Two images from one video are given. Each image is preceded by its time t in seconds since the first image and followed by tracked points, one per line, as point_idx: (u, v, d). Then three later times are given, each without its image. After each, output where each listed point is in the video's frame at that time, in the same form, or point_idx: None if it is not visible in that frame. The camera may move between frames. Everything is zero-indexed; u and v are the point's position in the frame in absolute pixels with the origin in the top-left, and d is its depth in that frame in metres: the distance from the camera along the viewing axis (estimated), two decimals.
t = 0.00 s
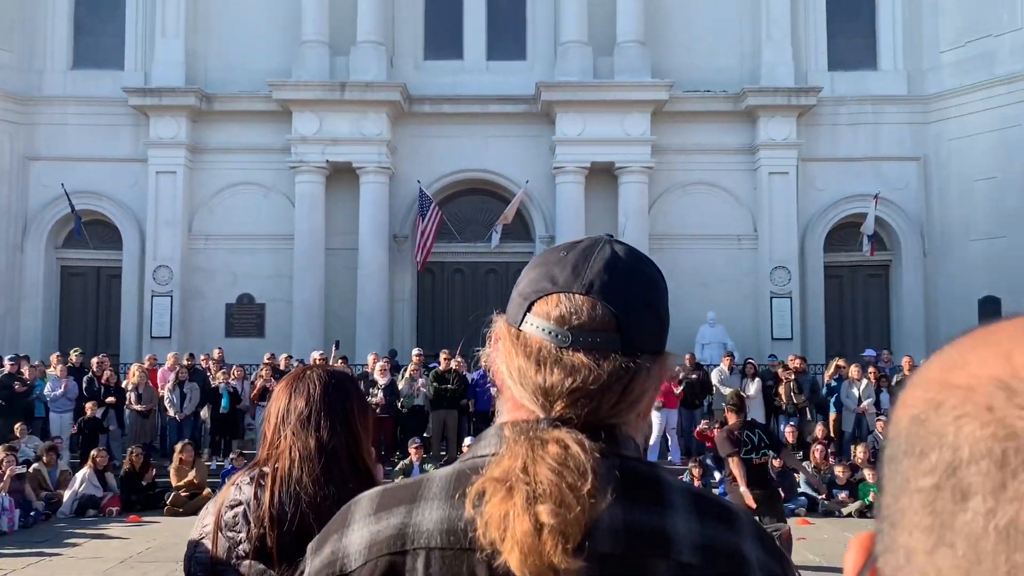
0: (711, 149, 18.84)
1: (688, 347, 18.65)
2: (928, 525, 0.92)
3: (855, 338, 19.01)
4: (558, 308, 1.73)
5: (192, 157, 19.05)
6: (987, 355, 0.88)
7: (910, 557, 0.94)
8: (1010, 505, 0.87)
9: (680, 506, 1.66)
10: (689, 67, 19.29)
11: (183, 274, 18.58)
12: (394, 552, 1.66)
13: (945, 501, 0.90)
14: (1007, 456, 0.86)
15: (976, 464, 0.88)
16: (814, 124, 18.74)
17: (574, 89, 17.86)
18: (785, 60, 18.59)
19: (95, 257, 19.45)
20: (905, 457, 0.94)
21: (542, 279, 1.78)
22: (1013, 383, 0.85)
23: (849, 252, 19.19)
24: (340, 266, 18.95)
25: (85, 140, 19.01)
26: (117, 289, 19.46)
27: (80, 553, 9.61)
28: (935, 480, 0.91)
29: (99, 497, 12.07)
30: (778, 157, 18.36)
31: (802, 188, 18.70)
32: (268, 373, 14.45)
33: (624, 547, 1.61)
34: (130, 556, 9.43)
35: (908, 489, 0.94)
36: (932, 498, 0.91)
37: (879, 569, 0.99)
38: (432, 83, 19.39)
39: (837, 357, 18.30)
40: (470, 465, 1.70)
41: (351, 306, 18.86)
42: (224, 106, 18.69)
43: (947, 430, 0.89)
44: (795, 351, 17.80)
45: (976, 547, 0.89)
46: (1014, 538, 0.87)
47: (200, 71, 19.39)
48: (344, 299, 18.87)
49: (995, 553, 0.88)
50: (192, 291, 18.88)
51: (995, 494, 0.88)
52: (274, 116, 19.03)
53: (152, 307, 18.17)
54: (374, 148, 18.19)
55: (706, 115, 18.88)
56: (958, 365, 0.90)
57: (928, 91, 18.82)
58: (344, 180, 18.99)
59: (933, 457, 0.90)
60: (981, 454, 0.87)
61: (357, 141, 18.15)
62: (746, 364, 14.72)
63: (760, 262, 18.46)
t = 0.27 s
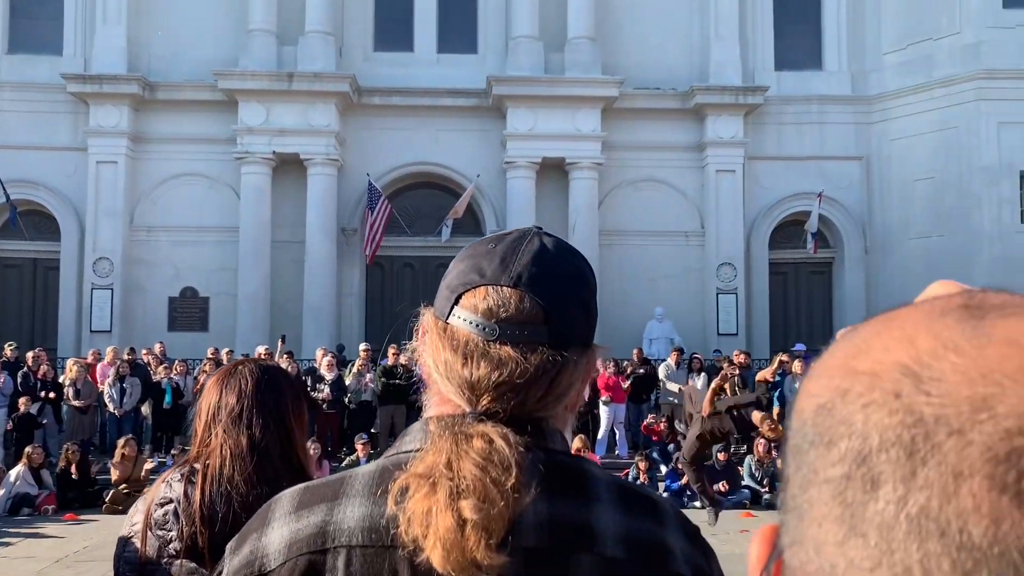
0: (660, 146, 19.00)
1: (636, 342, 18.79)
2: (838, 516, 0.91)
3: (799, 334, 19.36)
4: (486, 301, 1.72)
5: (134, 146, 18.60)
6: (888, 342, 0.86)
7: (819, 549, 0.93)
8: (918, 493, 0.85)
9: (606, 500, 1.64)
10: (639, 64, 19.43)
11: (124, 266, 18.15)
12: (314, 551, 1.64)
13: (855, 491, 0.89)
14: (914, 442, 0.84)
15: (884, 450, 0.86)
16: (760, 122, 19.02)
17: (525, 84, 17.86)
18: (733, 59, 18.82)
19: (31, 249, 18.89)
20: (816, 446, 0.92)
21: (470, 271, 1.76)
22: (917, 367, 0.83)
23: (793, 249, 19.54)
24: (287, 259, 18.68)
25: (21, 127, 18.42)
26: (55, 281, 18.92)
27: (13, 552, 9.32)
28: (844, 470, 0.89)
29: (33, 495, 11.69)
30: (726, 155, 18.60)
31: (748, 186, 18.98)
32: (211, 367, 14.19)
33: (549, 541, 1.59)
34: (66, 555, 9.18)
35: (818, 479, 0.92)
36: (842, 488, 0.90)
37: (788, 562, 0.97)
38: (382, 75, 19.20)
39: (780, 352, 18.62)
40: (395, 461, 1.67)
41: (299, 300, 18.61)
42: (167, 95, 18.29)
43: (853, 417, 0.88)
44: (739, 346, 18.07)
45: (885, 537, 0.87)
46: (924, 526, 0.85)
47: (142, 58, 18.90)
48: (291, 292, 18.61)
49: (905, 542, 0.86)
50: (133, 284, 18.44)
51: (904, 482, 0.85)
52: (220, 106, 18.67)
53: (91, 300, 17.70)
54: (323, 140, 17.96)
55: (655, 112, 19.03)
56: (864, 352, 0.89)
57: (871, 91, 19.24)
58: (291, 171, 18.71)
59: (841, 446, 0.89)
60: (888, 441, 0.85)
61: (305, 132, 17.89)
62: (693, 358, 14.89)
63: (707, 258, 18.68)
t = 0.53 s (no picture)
0: (627, 144, 19.07)
1: (603, 339, 18.87)
2: (772, 525, 0.94)
3: (764, 330, 19.56)
4: (439, 301, 1.70)
5: (95, 138, 18.28)
6: (818, 353, 0.91)
7: (754, 555, 0.96)
8: (845, 500, 0.88)
9: (559, 502, 1.63)
10: (607, 61, 19.47)
11: (85, 261, 17.84)
12: (263, 557, 1.62)
13: (788, 499, 0.92)
14: (842, 451, 0.87)
15: (813, 459, 0.90)
16: (726, 121, 19.17)
17: (492, 80, 17.83)
18: (699, 57, 18.94)
19: None
20: (754, 455, 0.96)
21: (422, 272, 1.74)
22: (844, 376, 0.88)
23: (758, 247, 19.73)
24: (252, 255, 18.48)
25: None
26: (13, 276, 18.54)
27: None
28: (775, 479, 0.93)
29: None
30: (692, 153, 18.73)
31: (715, 184, 19.13)
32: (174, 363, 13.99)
33: (502, 544, 1.57)
34: (24, 554, 9.01)
35: (754, 488, 0.96)
36: (775, 497, 0.94)
37: (729, 569, 1.00)
38: (349, 69, 19.06)
39: (744, 349, 18.79)
40: (346, 466, 1.65)
41: (264, 296, 18.43)
42: (130, 86, 18.00)
43: (786, 427, 0.92)
44: (704, 343, 18.22)
45: (815, 545, 0.90)
46: (850, 532, 0.88)
47: (103, 49, 18.58)
48: (257, 288, 18.43)
49: (834, 548, 0.89)
50: (94, 278, 18.14)
51: (833, 490, 0.89)
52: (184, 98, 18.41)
53: (50, 295, 17.38)
54: (289, 134, 17.79)
55: (622, 110, 19.09)
56: (796, 363, 0.93)
57: (834, 91, 19.48)
58: (256, 165, 18.50)
59: (775, 456, 0.93)
60: (817, 450, 0.89)
61: (271, 126, 17.70)
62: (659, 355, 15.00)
63: (673, 256, 18.81)
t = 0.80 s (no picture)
0: (606, 143, 19.12)
1: (582, 337, 18.90)
2: (716, 536, 0.93)
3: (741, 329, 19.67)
4: (412, 304, 1.71)
5: (70, 134, 18.06)
6: (760, 364, 0.91)
7: (702, 567, 0.95)
8: (785, 507, 0.86)
9: (531, 503, 1.64)
10: (586, 60, 19.51)
11: (59, 258, 17.63)
12: (233, 560, 1.61)
13: (731, 510, 0.91)
14: (782, 459, 0.86)
15: (754, 469, 0.88)
16: (705, 121, 19.27)
17: (471, 78, 17.80)
18: (678, 57, 19.02)
19: None
20: (698, 466, 0.95)
21: (396, 275, 1.75)
22: (785, 386, 0.87)
23: (736, 246, 19.85)
24: (229, 252, 18.34)
25: None
26: None
27: None
28: (719, 489, 0.92)
29: None
30: (671, 152, 18.80)
31: (693, 183, 19.22)
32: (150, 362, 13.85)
33: (475, 546, 1.57)
34: None
35: (700, 498, 0.95)
36: (719, 507, 0.92)
37: None
38: (328, 66, 18.96)
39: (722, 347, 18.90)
40: (318, 468, 1.65)
41: (241, 293, 18.29)
42: (105, 82, 17.80)
43: (729, 438, 0.91)
44: (682, 341, 18.30)
45: (757, 554, 0.88)
46: (790, 539, 0.86)
47: (78, 43, 18.35)
48: (233, 286, 18.28)
49: (774, 557, 0.87)
50: (68, 276, 17.92)
51: (774, 498, 0.87)
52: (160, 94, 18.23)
53: (23, 292, 17.15)
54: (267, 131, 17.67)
55: (602, 109, 19.14)
56: (739, 376, 0.93)
57: (812, 92, 19.62)
58: (234, 162, 18.37)
59: (717, 464, 0.92)
60: (757, 459, 0.88)
61: (249, 122, 17.57)
62: (637, 354, 15.04)
63: (651, 254, 18.88)
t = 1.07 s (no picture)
0: (583, 145, 19.17)
1: (558, 338, 18.93)
2: (666, 559, 0.89)
3: (717, 330, 19.78)
4: (388, 310, 1.70)
5: (43, 132, 17.83)
6: (705, 381, 0.89)
7: None
8: (734, 529, 0.83)
9: (505, 510, 1.63)
10: (564, 62, 19.56)
11: (31, 258, 17.39)
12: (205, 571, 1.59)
13: (680, 531, 0.87)
14: (731, 478, 0.83)
15: (704, 489, 0.85)
16: (682, 124, 19.39)
17: (449, 79, 17.76)
18: (656, 59, 19.10)
19: None
20: (646, 487, 0.91)
21: (370, 281, 1.75)
22: (730, 405, 0.85)
23: (713, 248, 19.97)
24: (204, 252, 18.17)
25: None
26: None
27: None
28: (667, 511, 0.88)
29: None
30: (648, 154, 18.88)
31: (670, 186, 19.32)
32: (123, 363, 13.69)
33: (449, 555, 1.56)
34: None
35: (648, 521, 0.91)
36: (667, 529, 0.88)
37: None
38: (305, 65, 18.86)
39: (698, 349, 18.99)
40: (291, 477, 1.64)
41: (216, 294, 18.12)
42: (79, 79, 17.60)
43: (676, 458, 0.88)
44: (659, 343, 18.37)
45: None
46: (742, 563, 0.82)
47: (51, 41, 18.13)
48: (209, 286, 18.12)
49: None
50: (40, 276, 17.69)
51: (723, 519, 0.84)
52: (135, 93, 18.04)
53: None
54: (243, 130, 17.53)
55: (580, 110, 19.19)
56: (686, 393, 0.90)
57: (787, 96, 19.80)
58: (209, 162, 18.22)
59: (666, 485, 0.89)
60: (706, 480, 0.85)
61: (224, 122, 17.44)
62: (614, 355, 15.08)
63: (628, 256, 18.94)
